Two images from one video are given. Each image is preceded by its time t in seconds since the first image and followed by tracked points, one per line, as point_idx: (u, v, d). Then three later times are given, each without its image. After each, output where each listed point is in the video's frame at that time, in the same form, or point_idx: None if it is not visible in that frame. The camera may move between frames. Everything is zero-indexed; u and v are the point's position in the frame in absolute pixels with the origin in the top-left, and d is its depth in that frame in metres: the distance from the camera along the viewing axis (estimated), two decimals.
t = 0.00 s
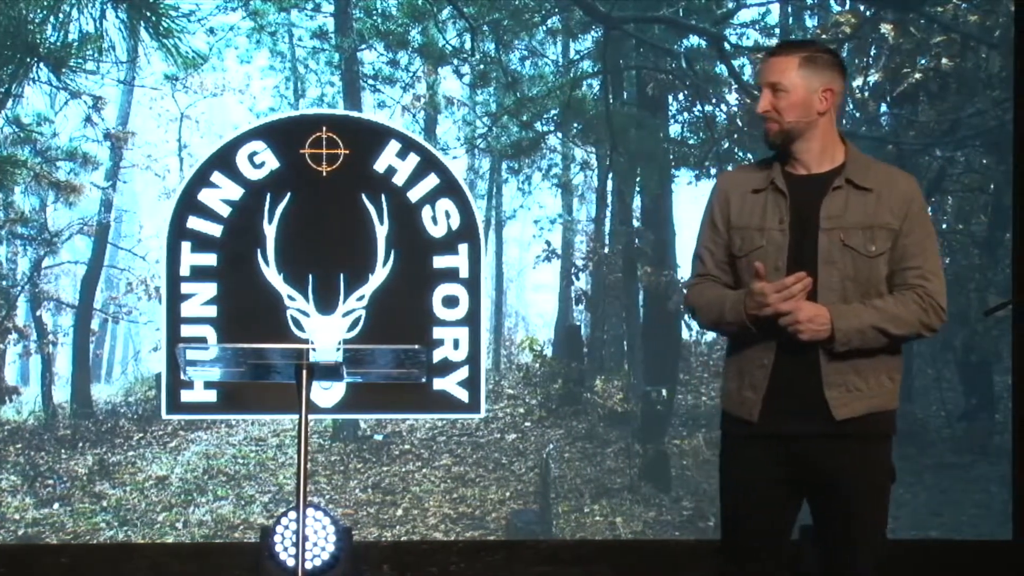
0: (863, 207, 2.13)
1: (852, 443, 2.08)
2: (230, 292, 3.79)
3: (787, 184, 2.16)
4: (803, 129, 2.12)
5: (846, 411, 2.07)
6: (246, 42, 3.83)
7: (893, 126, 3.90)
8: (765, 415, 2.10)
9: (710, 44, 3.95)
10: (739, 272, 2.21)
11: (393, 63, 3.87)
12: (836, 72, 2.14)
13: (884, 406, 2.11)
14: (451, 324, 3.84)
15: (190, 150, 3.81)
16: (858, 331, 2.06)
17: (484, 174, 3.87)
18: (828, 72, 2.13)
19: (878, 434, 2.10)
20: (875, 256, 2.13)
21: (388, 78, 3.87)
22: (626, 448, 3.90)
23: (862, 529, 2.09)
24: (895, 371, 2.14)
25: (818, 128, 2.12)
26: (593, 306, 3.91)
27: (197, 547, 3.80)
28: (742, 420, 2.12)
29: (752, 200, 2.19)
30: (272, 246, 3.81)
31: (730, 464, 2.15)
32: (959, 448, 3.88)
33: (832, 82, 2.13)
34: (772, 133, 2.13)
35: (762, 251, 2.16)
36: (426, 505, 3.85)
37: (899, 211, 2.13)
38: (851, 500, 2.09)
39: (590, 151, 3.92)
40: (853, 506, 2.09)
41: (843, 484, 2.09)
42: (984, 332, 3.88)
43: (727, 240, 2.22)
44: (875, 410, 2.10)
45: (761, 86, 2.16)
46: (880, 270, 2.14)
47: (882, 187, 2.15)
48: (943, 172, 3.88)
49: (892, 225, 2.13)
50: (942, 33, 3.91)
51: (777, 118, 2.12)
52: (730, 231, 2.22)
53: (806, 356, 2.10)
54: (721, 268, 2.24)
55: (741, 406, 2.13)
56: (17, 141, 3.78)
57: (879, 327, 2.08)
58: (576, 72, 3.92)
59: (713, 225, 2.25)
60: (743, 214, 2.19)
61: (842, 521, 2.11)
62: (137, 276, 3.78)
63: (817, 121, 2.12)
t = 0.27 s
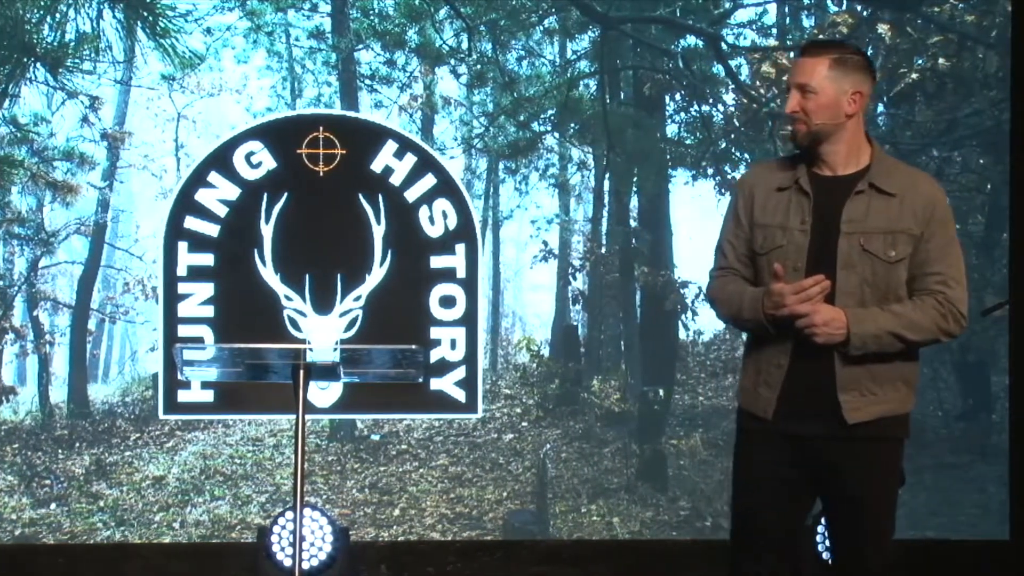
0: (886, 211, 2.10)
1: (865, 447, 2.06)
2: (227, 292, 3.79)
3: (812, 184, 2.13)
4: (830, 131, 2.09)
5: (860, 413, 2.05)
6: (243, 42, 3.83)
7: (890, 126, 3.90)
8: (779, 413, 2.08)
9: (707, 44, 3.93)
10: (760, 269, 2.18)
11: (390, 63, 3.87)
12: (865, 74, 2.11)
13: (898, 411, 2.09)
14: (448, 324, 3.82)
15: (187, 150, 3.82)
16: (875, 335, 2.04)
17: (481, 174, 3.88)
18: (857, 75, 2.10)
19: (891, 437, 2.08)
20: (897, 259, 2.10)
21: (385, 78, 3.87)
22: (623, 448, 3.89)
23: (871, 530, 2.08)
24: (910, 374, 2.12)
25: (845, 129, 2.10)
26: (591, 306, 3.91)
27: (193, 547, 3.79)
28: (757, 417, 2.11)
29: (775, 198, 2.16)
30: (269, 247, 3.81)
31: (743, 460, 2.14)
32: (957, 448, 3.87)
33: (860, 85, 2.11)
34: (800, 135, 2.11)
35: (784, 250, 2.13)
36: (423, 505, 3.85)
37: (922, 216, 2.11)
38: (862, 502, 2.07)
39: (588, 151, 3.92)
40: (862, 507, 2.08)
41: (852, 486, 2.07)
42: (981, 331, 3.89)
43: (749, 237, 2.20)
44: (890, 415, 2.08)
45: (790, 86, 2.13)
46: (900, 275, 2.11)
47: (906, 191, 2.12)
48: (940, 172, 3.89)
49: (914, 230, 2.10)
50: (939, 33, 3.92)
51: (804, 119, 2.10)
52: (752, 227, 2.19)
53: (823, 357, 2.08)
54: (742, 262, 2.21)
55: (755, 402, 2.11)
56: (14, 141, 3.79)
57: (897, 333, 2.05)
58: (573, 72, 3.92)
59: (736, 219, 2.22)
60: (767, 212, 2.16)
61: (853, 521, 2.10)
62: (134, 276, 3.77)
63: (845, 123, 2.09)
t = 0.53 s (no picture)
0: (892, 213, 2.10)
1: (868, 445, 2.07)
2: (225, 292, 3.79)
3: (819, 183, 2.14)
4: (841, 131, 2.09)
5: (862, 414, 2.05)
6: (241, 42, 3.83)
7: (888, 126, 3.89)
8: (783, 409, 2.09)
9: (706, 44, 3.92)
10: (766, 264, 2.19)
11: (388, 63, 3.88)
12: (879, 75, 2.11)
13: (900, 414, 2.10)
14: (446, 324, 3.82)
15: (185, 151, 3.82)
16: (874, 335, 2.04)
17: (480, 174, 3.87)
18: (869, 75, 2.10)
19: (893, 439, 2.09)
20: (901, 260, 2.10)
21: (383, 78, 3.87)
22: (621, 448, 3.88)
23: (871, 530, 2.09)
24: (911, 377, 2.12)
25: (856, 130, 2.10)
26: (589, 306, 3.91)
27: (192, 547, 3.79)
28: (761, 412, 2.12)
29: (783, 194, 2.17)
30: (267, 247, 3.80)
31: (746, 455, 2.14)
32: (955, 447, 3.88)
33: (874, 85, 2.10)
34: (811, 136, 2.11)
35: (788, 246, 2.14)
36: (421, 505, 3.85)
37: (928, 219, 2.11)
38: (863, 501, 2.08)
39: (586, 151, 3.92)
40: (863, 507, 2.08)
41: (853, 485, 2.08)
42: (979, 331, 3.90)
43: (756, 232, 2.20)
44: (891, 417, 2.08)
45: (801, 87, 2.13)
46: (904, 277, 2.11)
47: (913, 193, 2.12)
48: (938, 172, 3.88)
49: (918, 232, 2.10)
50: (937, 33, 3.91)
51: (815, 119, 2.10)
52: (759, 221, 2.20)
53: (826, 354, 2.08)
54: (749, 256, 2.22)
55: (759, 398, 2.12)
56: (12, 141, 3.79)
57: (897, 334, 2.06)
58: (571, 72, 3.93)
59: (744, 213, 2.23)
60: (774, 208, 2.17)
61: (853, 522, 2.10)
62: (132, 277, 3.78)
63: (856, 123, 2.10)
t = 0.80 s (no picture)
0: (883, 212, 2.11)
1: (862, 444, 2.05)
2: (224, 291, 3.79)
3: (808, 182, 2.15)
4: (836, 129, 2.09)
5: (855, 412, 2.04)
6: (240, 42, 3.84)
7: (887, 126, 3.90)
8: (773, 407, 2.07)
9: (705, 44, 3.91)
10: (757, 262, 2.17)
11: (387, 63, 3.88)
12: (870, 75, 2.12)
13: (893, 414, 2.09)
14: (445, 324, 3.82)
15: (184, 151, 3.81)
16: (905, 302, 2.00)
17: (478, 174, 3.88)
18: (862, 75, 2.10)
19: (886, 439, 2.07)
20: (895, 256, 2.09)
21: (382, 78, 3.87)
22: (620, 448, 3.89)
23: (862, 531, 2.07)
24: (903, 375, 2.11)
25: (849, 129, 2.10)
26: (587, 306, 3.90)
27: (191, 547, 3.79)
28: (749, 412, 2.11)
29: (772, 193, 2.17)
30: (266, 247, 3.80)
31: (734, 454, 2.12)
32: (953, 447, 3.89)
33: (867, 85, 2.11)
34: (805, 134, 2.10)
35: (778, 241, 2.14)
36: (420, 505, 3.85)
37: (921, 217, 2.10)
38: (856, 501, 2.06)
39: (585, 152, 3.92)
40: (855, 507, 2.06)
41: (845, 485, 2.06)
42: (978, 331, 3.89)
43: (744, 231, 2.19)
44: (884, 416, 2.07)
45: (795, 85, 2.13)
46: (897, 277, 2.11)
47: (904, 191, 2.12)
48: (937, 172, 3.88)
49: (909, 230, 2.10)
50: (935, 33, 3.92)
51: (810, 116, 2.08)
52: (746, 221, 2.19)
53: (822, 347, 2.07)
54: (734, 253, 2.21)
55: (748, 397, 2.11)
56: (11, 141, 3.80)
57: (920, 310, 2.01)
58: (570, 72, 3.93)
59: (729, 212, 2.23)
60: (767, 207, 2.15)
61: (846, 521, 2.08)
62: (131, 276, 3.78)
63: (850, 122, 2.09)
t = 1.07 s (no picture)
0: (843, 210, 2.18)
1: (831, 445, 2.13)
2: (221, 291, 3.80)
3: (765, 185, 2.23)
4: (789, 127, 2.17)
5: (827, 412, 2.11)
6: (237, 42, 3.84)
7: (884, 126, 3.89)
8: (741, 414, 2.15)
9: (702, 44, 3.91)
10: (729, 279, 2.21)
11: (384, 63, 3.87)
12: (824, 78, 2.21)
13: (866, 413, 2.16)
14: (442, 324, 3.84)
15: (181, 150, 3.81)
16: (872, 288, 2.09)
17: (476, 174, 3.88)
18: (816, 77, 2.20)
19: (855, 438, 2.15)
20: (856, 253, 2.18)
21: (379, 78, 3.86)
22: (616, 448, 3.89)
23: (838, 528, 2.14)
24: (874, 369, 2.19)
25: (802, 129, 2.18)
26: (584, 305, 3.91)
27: (187, 547, 3.79)
28: (717, 419, 2.18)
29: (732, 198, 2.25)
30: (263, 246, 3.81)
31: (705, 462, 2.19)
32: (950, 448, 3.88)
33: (819, 86, 2.20)
34: (759, 131, 2.18)
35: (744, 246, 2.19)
36: (417, 505, 3.84)
37: (880, 214, 2.19)
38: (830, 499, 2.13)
39: (582, 152, 3.91)
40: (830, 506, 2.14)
41: (819, 487, 2.14)
42: (975, 332, 3.88)
43: (704, 239, 2.28)
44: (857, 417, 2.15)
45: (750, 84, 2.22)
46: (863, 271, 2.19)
47: (864, 189, 2.20)
48: (934, 172, 3.86)
49: (872, 226, 2.19)
50: (932, 34, 3.92)
51: (765, 116, 2.17)
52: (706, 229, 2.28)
53: (788, 351, 2.15)
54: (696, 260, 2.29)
55: (715, 405, 2.19)
56: (8, 141, 3.79)
57: (889, 296, 2.09)
58: (567, 72, 3.92)
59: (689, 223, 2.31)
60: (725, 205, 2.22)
61: (815, 520, 2.16)
62: (128, 276, 3.78)
63: (804, 121, 2.18)
